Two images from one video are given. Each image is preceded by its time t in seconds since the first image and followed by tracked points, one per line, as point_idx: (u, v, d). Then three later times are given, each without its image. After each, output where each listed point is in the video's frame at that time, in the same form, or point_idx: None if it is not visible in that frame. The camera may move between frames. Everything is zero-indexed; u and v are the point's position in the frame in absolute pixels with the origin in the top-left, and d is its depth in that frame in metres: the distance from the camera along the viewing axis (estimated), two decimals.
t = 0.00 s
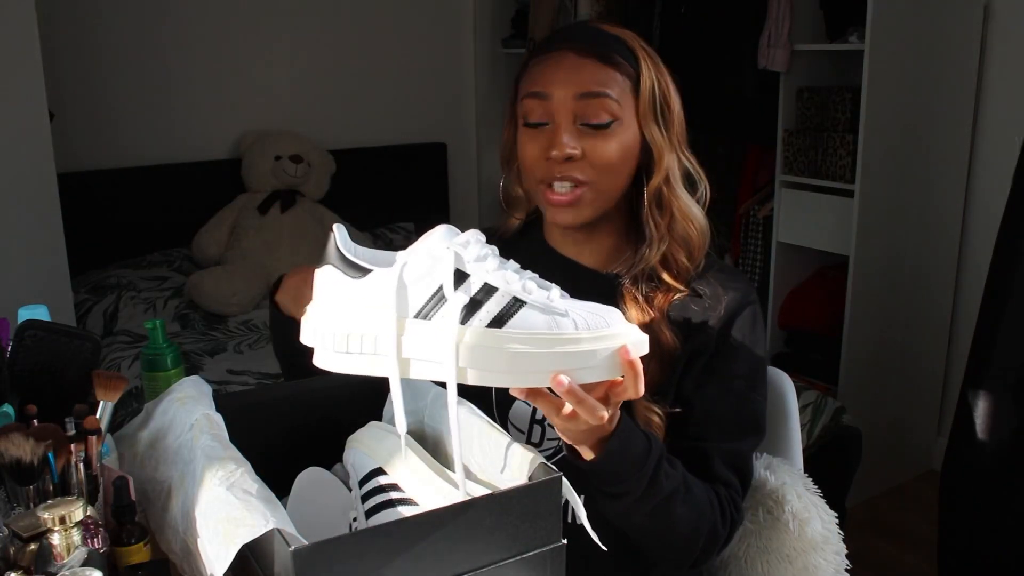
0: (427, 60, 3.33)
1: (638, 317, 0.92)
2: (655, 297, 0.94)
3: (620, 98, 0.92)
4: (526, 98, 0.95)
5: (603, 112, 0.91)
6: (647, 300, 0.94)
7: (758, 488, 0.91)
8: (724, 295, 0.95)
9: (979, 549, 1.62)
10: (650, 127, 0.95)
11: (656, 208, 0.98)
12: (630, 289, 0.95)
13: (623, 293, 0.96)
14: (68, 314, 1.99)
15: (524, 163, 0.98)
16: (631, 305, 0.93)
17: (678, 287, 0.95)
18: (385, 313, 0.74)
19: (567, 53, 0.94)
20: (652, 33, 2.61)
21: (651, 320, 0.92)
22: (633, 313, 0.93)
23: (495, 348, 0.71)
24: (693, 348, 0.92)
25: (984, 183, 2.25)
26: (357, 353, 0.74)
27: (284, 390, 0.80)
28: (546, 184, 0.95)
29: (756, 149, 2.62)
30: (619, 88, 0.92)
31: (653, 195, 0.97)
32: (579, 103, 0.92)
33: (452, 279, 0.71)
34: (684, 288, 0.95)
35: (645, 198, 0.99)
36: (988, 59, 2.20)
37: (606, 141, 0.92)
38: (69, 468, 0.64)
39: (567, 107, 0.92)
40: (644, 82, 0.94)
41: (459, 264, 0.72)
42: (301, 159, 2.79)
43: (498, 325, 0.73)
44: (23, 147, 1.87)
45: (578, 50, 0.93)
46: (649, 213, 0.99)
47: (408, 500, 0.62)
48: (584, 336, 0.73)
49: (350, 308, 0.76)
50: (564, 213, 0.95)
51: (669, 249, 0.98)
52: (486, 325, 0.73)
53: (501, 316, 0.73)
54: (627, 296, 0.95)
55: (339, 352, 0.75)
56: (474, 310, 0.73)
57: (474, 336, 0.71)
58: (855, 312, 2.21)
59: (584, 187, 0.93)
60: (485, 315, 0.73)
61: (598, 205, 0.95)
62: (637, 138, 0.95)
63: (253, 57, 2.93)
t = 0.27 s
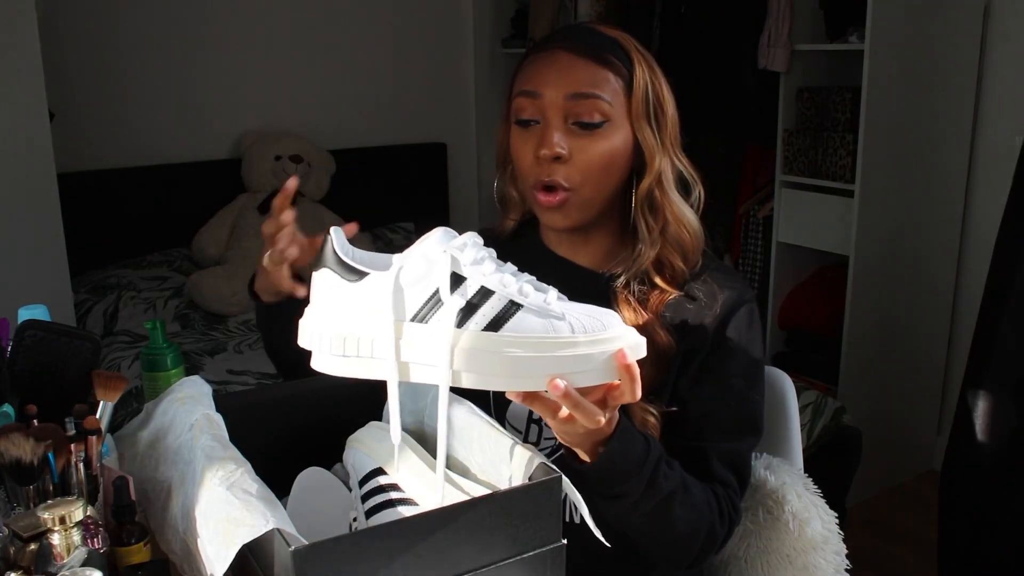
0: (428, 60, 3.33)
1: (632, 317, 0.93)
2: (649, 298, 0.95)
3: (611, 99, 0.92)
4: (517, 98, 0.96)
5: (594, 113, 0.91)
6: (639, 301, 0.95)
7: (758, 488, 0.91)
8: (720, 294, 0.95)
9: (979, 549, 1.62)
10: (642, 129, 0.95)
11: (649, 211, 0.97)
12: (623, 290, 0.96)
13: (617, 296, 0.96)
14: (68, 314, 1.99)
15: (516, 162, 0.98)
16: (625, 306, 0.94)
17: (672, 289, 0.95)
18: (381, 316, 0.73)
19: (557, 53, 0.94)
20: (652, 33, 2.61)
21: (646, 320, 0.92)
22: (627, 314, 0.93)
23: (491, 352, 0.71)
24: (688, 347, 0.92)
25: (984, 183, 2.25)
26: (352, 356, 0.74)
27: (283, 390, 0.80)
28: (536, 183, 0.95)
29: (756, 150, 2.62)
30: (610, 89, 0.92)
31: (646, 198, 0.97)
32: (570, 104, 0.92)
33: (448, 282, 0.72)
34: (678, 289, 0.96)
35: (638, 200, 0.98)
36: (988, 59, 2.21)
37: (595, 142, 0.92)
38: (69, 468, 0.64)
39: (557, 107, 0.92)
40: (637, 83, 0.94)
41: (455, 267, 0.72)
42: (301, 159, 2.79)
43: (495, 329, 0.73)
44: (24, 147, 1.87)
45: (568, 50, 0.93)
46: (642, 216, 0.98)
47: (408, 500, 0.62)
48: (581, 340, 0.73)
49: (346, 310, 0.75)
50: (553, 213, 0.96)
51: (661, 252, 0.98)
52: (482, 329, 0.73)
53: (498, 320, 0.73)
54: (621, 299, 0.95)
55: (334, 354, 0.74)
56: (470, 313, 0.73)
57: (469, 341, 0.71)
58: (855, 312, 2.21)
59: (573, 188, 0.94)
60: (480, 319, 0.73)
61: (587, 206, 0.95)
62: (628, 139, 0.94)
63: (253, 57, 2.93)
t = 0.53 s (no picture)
0: (428, 60, 3.33)
1: (629, 317, 0.93)
2: (646, 296, 0.95)
3: (606, 113, 0.92)
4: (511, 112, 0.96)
5: (590, 127, 0.91)
6: (637, 301, 0.95)
7: (758, 487, 0.91)
8: (717, 291, 0.95)
9: (979, 549, 1.62)
10: (638, 139, 0.95)
11: (646, 218, 0.98)
12: (620, 292, 0.96)
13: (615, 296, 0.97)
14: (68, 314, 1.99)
15: (513, 175, 0.98)
16: (621, 306, 0.95)
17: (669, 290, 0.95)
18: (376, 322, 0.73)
19: (552, 66, 0.93)
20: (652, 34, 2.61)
21: (644, 321, 0.92)
22: (624, 313, 0.94)
23: (484, 358, 0.71)
24: (687, 345, 0.92)
25: (984, 183, 2.25)
26: (348, 362, 0.73)
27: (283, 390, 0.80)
28: (534, 197, 0.95)
29: (756, 150, 2.62)
30: (606, 102, 0.92)
31: (643, 206, 0.97)
32: (565, 118, 0.92)
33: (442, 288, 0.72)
34: (677, 291, 0.96)
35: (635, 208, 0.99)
36: (988, 59, 2.21)
37: (592, 156, 0.92)
38: (69, 468, 0.64)
39: (553, 122, 0.92)
40: (631, 93, 0.94)
41: (449, 273, 0.73)
42: (301, 159, 2.79)
43: (489, 335, 0.73)
44: (24, 147, 1.87)
45: (562, 64, 0.93)
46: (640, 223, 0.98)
47: (408, 499, 0.62)
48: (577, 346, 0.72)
49: (340, 316, 0.75)
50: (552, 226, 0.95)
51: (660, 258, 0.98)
52: (477, 335, 0.73)
53: (493, 326, 0.73)
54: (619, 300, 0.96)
55: (329, 359, 0.74)
56: (465, 320, 0.73)
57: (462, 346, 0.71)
58: (855, 312, 2.21)
59: (572, 201, 0.94)
60: (476, 325, 0.73)
61: (585, 218, 0.95)
62: (624, 150, 0.94)
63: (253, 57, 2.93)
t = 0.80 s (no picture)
0: (428, 60, 3.33)
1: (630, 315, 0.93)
2: (646, 294, 0.96)
3: (610, 105, 0.92)
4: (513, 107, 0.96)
5: (593, 120, 0.92)
6: (637, 298, 0.95)
7: (757, 487, 0.91)
8: (717, 290, 0.95)
9: (979, 549, 1.62)
10: (641, 132, 0.95)
11: (647, 211, 0.98)
12: (621, 289, 0.97)
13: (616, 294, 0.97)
14: (68, 314, 1.99)
15: (515, 169, 0.98)
16: (622, 302, 0.95)
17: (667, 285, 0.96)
18: (386, 316, 0.74)
19: (553, 61, 0.93)
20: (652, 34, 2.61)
21: (644, 318, 0.92)
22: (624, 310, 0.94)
23: (495, 350, 0.71)
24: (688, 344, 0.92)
25: (984, 183, 2.25)
26: (359, 356, 0.75)
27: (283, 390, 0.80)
28: (537, 191, 0.95)
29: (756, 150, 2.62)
30: (609, 95, 0.92)
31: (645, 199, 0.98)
32: (569, 111, 0.92)
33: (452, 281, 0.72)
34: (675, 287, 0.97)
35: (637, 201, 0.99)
36: (988, 59, 2.20)
37: (595, 148, 0.92)
38: (69, 468, 0.64)
39: (556, 115, 0.92)
40: (633, 86, 0.94)
41: (459, 267, 0.73)
42: (301, 159, 2.79)
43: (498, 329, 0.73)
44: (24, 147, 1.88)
45: (564, 58, 0.93)
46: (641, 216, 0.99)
47: (408, 500, 0.62)
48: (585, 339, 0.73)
49: (353, 312, 0.76)
50: (555, 220, 0.96)
51: (661, 251, 0.99)
52: (487, 328, 0.73)
53: (502, 319, 0.74)
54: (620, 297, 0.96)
55: (340, 354, 0.75)
56: (476, 313, 0.73)
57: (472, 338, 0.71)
58: (855, 312, 2.21)
59: (575, 195, 0.94)
60: (486, 319, 0.73)
61: (588, 211, 0.95)
62: (627, 143, 0.95)
63: (253, 57, 2.93)
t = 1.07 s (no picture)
0: (428, 60, 3.33)
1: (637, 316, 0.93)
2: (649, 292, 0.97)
3: (600, 101, 0.93)
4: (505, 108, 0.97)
5: (585, 116, 0.92)
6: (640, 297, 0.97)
7: (758, 487, 0.91)
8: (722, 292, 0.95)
9: (979, 550, 1.62)
10: (633, 127, 0.96)
11: (643, 206, 0.99)
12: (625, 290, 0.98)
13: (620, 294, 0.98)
14: (68, 314, 1.99)
15: (510, 169, 0.99)
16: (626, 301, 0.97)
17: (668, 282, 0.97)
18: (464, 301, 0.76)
19: (543, 60, 0.94)
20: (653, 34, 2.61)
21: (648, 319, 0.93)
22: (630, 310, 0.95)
23: (581, 328, 0.76)
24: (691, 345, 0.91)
25: (984, 182, 2.25)
26: (437, 342, 0.77)
27: (283, 391, 0.79)
28: (532, 190, 0.96)
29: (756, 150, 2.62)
30: (600, 91, 0.93)
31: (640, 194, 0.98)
32: (561, 109, 0.93)
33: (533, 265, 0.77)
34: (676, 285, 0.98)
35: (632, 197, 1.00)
36: (988, 59, 2.20)
37: (588, 145, 0.93)
38: (69, 468, 0.64)
39: (548, 113, 0.93)
40: (624, 82, 0.95)
41: (537, 253, 0.79)
42: (301, 159, 2.79)
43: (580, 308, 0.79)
44: (24, 147, 1.87)
45: (553, 57, 0.94)
46: (636, 212, 0.99)
47: (408, 500, 0.62)
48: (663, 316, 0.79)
49: (428, 298, 0.78)
50: (551, 219, 0.96)
51: (658, 246, 0.99)
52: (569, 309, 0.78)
53: (581, 300, 0.79)
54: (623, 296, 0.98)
55: (419, 341, 0.77)
56: (554, 294, 0.79)
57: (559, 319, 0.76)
58: (855, 312, 2.21)
59: (570, 193, 0.94)
60: (566, 300, 0.79)
61: (584, 209, 0.96)
62: (620, 139, 0.95)
63: (252, 57, 2.93)
